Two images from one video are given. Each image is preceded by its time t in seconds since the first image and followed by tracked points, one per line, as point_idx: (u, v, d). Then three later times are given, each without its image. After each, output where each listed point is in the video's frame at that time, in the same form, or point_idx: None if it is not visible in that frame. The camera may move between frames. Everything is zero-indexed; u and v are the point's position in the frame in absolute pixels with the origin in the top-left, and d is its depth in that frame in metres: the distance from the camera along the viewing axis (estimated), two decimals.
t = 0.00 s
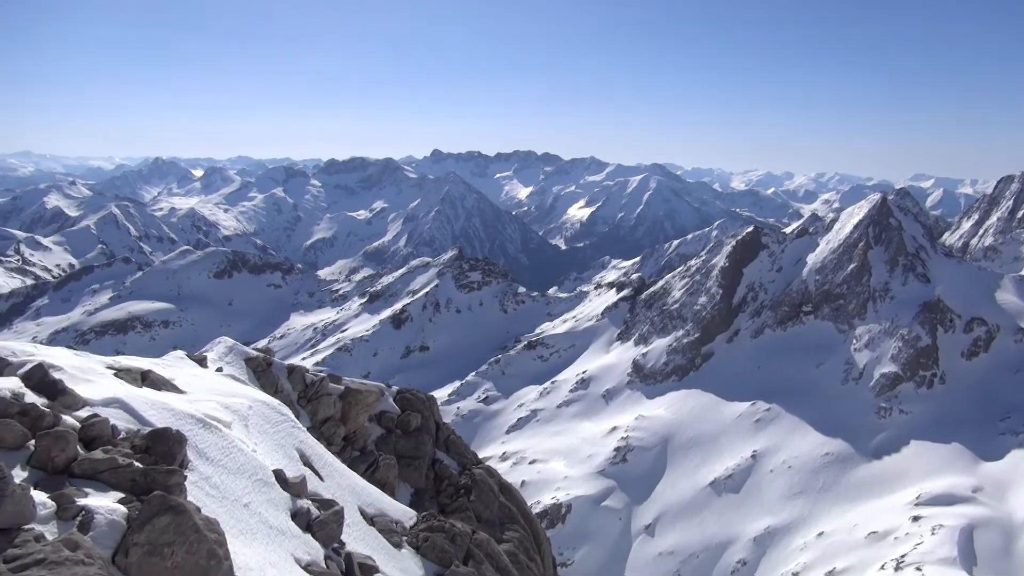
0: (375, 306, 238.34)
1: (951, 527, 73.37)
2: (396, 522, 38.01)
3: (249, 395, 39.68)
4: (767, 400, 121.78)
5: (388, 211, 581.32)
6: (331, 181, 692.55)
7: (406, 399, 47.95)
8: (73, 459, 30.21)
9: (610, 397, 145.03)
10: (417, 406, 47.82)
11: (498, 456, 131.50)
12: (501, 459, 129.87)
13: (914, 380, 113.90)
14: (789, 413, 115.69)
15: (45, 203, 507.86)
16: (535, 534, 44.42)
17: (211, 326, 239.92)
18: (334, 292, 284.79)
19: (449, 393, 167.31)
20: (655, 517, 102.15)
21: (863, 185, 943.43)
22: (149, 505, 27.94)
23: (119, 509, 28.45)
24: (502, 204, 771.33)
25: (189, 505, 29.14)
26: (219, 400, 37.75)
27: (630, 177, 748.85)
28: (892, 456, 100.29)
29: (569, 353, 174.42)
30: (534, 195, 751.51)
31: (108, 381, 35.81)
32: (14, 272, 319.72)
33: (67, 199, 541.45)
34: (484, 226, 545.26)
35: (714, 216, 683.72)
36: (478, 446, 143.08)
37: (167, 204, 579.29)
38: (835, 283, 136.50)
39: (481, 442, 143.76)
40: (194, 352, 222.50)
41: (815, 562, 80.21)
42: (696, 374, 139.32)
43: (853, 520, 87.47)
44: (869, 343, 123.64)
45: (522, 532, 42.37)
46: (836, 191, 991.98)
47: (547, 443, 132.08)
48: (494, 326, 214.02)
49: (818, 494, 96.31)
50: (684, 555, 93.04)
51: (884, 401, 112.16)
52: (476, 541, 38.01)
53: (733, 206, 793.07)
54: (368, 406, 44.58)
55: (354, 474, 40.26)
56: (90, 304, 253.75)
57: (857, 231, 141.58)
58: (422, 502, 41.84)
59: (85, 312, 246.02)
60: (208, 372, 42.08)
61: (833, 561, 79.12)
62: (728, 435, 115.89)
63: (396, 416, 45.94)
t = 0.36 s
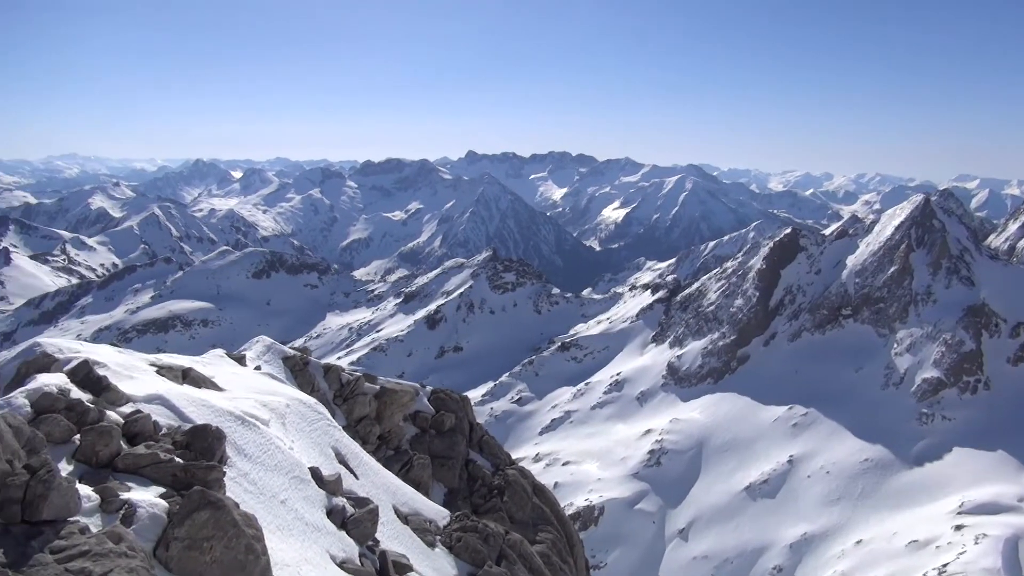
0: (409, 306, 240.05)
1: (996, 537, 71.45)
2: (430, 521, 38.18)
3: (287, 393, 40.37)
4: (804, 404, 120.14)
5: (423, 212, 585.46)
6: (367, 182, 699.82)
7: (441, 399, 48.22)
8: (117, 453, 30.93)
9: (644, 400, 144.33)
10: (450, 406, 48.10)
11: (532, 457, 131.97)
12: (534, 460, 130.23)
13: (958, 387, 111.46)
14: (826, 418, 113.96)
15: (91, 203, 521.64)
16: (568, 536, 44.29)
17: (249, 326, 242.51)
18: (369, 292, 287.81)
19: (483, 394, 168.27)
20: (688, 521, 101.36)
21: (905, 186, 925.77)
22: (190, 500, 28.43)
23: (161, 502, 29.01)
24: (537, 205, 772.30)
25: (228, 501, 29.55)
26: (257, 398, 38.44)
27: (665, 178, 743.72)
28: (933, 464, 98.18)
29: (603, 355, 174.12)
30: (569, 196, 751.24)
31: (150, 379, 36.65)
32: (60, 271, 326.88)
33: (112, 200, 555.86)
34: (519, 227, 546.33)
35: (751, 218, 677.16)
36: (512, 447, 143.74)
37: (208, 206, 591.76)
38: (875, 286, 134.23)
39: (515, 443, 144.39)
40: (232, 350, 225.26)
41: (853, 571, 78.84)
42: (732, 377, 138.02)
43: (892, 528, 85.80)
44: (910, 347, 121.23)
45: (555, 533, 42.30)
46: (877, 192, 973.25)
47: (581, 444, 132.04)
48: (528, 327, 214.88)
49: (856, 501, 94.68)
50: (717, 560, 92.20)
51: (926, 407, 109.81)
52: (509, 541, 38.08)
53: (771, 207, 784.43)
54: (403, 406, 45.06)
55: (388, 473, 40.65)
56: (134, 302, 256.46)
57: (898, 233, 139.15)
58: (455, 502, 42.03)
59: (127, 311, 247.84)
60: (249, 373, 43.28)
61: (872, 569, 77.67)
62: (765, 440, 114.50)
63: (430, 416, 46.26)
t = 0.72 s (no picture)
0: (436, 306, 240.96)
1: None
2: (456, 521, 38.25)
3: (315, 392, 40.87)
4: (833, 408, 118.71)
5: (450, 213, 587.97)
6: (395, 182, 704.53)
7: (467, 400, 48.39)
8: (149, 450, 31.40)
9: (671, 403, 143.68)
10: (477, 407, 48.25)
11: (557, 458, 131.91)
12: (559, 461, 130.15)
13: (992, 393, 109.67)
14: (856, 423, 112.43)
15: (125, 203, 530.71)
16: (593, 538, 44.18)
17: (278, 326, 244.10)
18: (396, 292, 289.64)
19: (509, 395, 168.57)
20: (715, 526, 100.55)
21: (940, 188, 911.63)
22: (219, 497, 28.77)
23: (191, 499, 29.42)
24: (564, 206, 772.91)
25: (256, 498, 29.82)
26: (286, 397, 38.94)
27: (693, 180, 739.87)
28: (967, 472, 96.40)
29: (629, 357, 173.58)
30: (596, 198, 750.71)
31: (182, 376, 37.24)
32: (94, 270, 330.21)
33: (144, 200, 564.80)
34: (546, 228, 547.03)
35: (780, 220, 671.47)
36: (537, 448, 143.82)
37: (238, 207, 599.58)
38: (907, 290, 132.27)
39: (541, 445, 144.47)
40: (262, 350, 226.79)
41: None
42: (759, 381, 136.81)
43: (923, 536, 84.45)
44: (943, 352, 119.36)
45: (580, 536, 42.18)
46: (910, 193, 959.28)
47: (607, 447, 131.69)
48: (554, 329, 215.13)
49: (887, 508, 93.34)
50: (744, 565, 91.35)
51: (960, 413, 107.87)
52: (534, 543, 38.08)
53: (801, 209, 776.98)
54: (429, 406, 45.36)
55: (414, 472, 40.93)
56: (165, 301, 258.63)
57: (932, 236, 137.37)
58: (481, 503, 42.19)
59: (159, 310, 249.73)
60: (279, 373, 43.82)
61: None
62: (793, 444, 113.29)
63: (456, 416, 46.47)
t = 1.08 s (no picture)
0: (462, 307, 241.72)
1: None
2: (481, 522, 38.30)
3: (342, 392, 41.25)
4: (863, 412, 117.11)
5: (476, 214, 590.31)
6: (421, 184, 708.92)
7: (493, 401, 48.52)
8: (179, 448, 31.79)
9: (698, 405, 142.72)
10: (502, 407, 48.38)
11: (583, 460, 131.54)
12: (585, 463, 129.76)
13: None
14: (886, 427, 110.88)
15: (156, 204, 538.54)
16: (618, 540, 43.97)
17: (306, 326, 245.49)
18: (422, 293, 290.94)
19: (535, 396, 168.52)
20: (742, 530, 99.69)
21: (975, 188, 897.62)
22: (249, 495, 29.02)
23: (221, 497, 29.80)
24: (590, 207, 772.91)
25: (285, 497, 30.07)
26: (314, 396, 39.33)
27: (720, 181, 735.68)
28: (1001, 478, 94.57)
29: (655, 358, 172.77)
30: (622, 199, 749.85)
31: (212, 375, 37.72)
32: (126, 271, 332.27)
33: (176, 201, 573.47)
34: (572, 229, 547.56)
35: (809, 222, 664.90)
36: (563, 450, 143.53)
37: (266, 208, 606.56)
38: (940, 292, 130.21)
39: (567, 446, 144.17)
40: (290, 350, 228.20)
41: None
42: (788, 384, 135.32)
43: (955, 543, 82.93)
44: (976, 356, 117.49)
45: (606, 538, 42.05)
46: (943, 194, 945.20)
47: (633, 449, 131.13)
48: (579, 331, 214.88)
49: (918, 514, 91.86)
50: (771, 570, 90.44)
51: (994, 419, 106.04)
52: (560, 544, 38.02)
53: (831, 209, 768.46)
54: (455, 407, 45.61)
55: (439, 472, 41.12)
56: (195, 301, 260.51)
57: (965, 237, 135.72)
58: (507, 504, 42.26)
59: (189, 310, 252.13)
60: (308, 374, 44.32)
61: None
62: (821, 449, 112.01)
63: (482, 417, 46.62)
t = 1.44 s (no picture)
0: (487, 308, 242.20)
1: None
2: (506, 523, 38.39)
3: (368, 392, 41.66)
4: (894, 417, 115.65)
5: (502, 215, 592.56)
6: (447, 185, 713.05)
7: (518, 401, 48.69)
8: (210, 445, 32.22)
9: (724, 408, 141.79)
10: (528, 408, 48.49)
11: (608, 462, 131.26)
12: (610, 465, 129.46)
13: None
14: (917, 432, 109.40)
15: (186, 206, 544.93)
16: (644, 544, 43.79)
17: (332, 326, 247.06)
18: (447, 294, 292.05)
19: (560, 397, 168.47)
20: (769, 534, 99.06)
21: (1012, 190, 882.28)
22: (277, 493, 29.26)
23: (250, 494, 30.16)
24: (616, 209, 772.62)
25: (313, 495, 30.33)
26: (342, 396, 39.73)
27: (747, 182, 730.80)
28: None
29: (681, 361, 172.00)
30: (648, 200, 748.17)
31: (242, 374, 38.23)
32: (157, 270, 335.60)
33: (205, 202, 582.17)
34: (597, 230, 547.55)
35: (839, 224, 657.43)
36: (587, 451, 143.21)
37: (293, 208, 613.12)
38: (973, 296, 128.23)
39: (591, 448, 143.91)
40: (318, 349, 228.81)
41: None
42: (816, 388, 133.92)
43: (988, 551, 81.23)
44: (1011, 360, 114.94)
45: (631, 541, 41.89)
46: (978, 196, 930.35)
47: (658, 451, 130.71)
48: (604, 333, 214.55)
49: (950, 521, 90.41)
50: None
51: None
52: (585, 546, 37.99)
53: (861, 211, 758.98)
54: (480, 408, 45.87)
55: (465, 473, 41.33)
56: (224, 300, 263.06)
57: (1000, 239, 132.89)
58: (532, 505, 42.39)
59: (218, 308, 253.77)
60: (335, 374, 44.84)
61: None
62: (849, 454, 110.98)
63: (507, 418, 46.84)
